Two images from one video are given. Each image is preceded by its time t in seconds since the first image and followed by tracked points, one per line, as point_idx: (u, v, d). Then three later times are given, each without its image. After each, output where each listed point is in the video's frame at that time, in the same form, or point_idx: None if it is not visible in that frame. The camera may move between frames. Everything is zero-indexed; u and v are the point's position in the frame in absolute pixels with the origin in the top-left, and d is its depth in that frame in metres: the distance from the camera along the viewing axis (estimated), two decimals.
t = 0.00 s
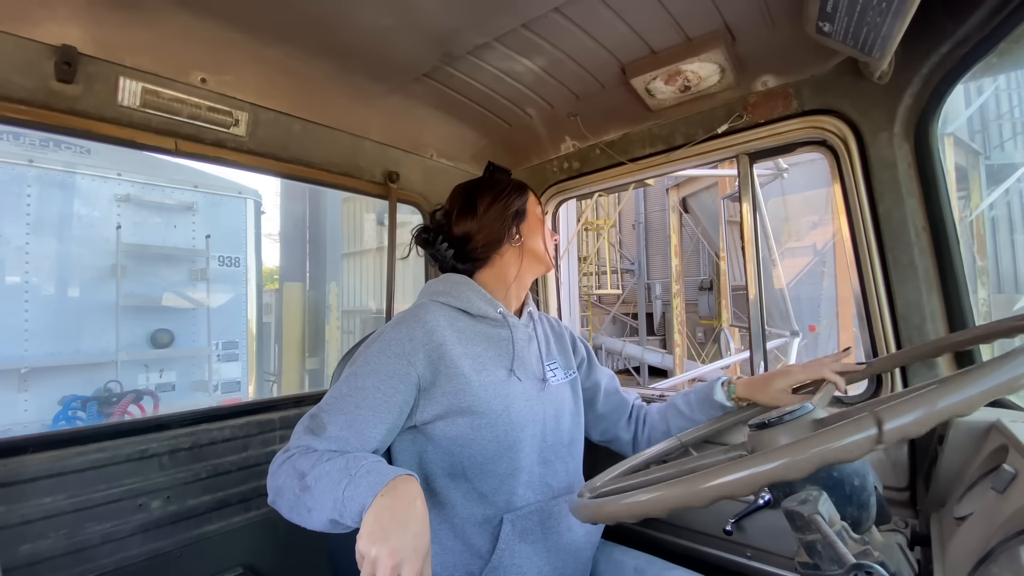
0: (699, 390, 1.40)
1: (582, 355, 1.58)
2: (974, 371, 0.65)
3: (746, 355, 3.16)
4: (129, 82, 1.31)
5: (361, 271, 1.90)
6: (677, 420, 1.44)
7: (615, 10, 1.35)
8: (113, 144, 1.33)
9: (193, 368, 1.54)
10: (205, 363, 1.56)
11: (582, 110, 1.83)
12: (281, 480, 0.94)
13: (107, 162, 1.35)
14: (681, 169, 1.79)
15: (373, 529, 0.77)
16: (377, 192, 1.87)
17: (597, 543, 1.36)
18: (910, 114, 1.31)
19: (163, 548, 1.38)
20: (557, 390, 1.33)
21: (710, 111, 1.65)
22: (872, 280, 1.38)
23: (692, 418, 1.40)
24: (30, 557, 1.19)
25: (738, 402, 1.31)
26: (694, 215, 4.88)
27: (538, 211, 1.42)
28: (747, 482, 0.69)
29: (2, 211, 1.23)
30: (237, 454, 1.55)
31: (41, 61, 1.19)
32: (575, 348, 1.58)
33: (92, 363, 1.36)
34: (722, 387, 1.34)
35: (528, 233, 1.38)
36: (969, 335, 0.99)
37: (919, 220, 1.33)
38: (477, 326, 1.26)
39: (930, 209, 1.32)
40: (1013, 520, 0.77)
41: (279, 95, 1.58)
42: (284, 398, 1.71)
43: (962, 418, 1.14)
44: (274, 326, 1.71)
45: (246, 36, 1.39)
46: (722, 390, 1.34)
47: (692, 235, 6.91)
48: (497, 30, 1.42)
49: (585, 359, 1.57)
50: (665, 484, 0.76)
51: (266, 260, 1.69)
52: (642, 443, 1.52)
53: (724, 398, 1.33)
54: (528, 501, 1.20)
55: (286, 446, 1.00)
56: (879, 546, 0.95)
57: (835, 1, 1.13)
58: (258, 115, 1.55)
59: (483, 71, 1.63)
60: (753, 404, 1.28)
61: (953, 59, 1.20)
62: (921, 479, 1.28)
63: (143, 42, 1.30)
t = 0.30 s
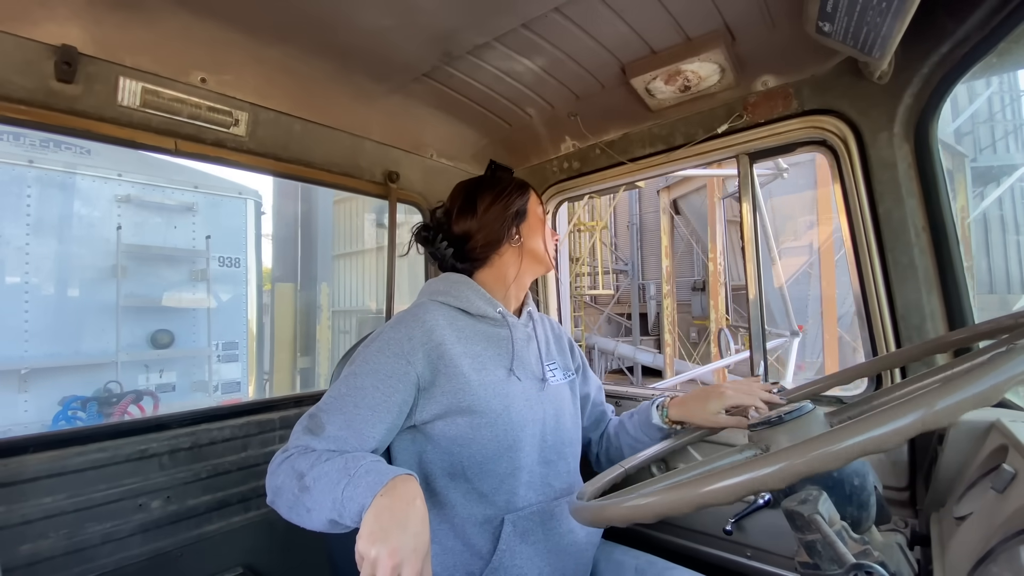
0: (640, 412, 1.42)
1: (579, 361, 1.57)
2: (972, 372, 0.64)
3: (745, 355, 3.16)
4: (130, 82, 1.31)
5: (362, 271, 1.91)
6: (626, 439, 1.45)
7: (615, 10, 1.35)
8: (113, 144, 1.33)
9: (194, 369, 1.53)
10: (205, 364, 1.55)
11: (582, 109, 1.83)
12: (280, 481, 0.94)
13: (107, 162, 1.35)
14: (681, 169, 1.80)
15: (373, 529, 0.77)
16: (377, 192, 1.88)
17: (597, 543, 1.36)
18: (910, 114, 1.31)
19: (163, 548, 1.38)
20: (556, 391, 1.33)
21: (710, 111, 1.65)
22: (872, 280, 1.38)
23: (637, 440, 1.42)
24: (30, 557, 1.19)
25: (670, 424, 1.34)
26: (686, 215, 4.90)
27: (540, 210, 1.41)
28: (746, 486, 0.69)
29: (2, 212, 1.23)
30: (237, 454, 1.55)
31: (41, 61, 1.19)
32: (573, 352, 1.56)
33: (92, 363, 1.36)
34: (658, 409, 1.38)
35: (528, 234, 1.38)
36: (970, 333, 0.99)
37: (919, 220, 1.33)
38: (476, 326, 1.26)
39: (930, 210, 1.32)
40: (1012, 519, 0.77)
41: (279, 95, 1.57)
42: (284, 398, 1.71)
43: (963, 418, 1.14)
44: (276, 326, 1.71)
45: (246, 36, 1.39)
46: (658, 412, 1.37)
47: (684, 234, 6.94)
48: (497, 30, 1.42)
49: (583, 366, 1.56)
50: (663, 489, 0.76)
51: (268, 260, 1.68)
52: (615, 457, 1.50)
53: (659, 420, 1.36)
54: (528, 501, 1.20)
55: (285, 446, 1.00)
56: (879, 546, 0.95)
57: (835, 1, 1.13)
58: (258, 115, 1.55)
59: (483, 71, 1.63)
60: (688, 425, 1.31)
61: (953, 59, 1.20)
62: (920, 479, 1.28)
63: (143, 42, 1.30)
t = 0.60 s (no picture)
0: (643, 416, 1.41)
1: (578, 361, 1.56)
2: (971, 371, 0.65)
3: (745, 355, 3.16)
4: (129, 82, 1.31)
5: (361, 271, 1.91)
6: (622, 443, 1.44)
7: (615, 10, 1.35)
8: (112, 144, 1.33)
9: (193, 368, 1.53)
10: (204, 363, 1.55)
11: (581, 109, 1.83)
12: (281, 482, 0.94)
13: (107, 162, 1.35)
14: (681, 169, 1.80)
15: (373, 529, 0.77)
16: (377, 192, 1.88)
17: (597, 543, 1.36)
18: (910, 114, 1.31)
19: (163, 548, 1.38)
20: (557, 390, 1.33)
21: (710, 111, 1.65)
22: (872, 283, 1.38)
23: (636, 443, 1.41)
24: (30, 557, 1.19)
25: (675, 427, 1.31)
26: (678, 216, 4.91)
27: (539, 209, 1.41)
28: (746, 486, 0.69)
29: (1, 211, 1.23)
30: (237, 454, 1.55)
31: (41, 61, 1.19)
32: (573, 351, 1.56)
33: (92, 363, 1.36)
34: (661, 412, 1.35)
35: (528, 233, 1.38)
36: (970, 333, 0.99)
37: (918, 220, 1.33)
38: (477, 326, 1.26)
39: (931, 210, 1.32)
40: (1012, 519, 0.77)
41: (279, 94, 1.57)
42: (283, 398, 1.71)
43: (963, 418, 1.14)
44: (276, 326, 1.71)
45: (246, 36, 1.39)
46: (661, 416, 1.35)
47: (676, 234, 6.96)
48: (496, 30, 1.42)
49: (582, 365, 1.55)
50: (662, 489, 0.76)
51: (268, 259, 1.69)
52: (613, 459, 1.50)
53: (663, 423, 1.33)
54: (529, 501, 1.20)
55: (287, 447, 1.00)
56: (879, 546, 0.95)
57: (834, 1, 1.13)
58: (258, 114, 1.55)
59: (483, 71, 1.63)
60: (688, 428, 1.29)
61: (952, 59, 1.20)
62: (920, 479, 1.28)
63: (143, 41, 1.30)
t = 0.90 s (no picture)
0: (641, 419, 1.41)
1: (579, 362, 1.56)
2: (972, 371, 0.65)
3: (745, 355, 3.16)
4: (129, 82, 1.31)
5: (362, 271, 1.91)
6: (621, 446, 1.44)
7: (615, 10, 1.35)
8: (113, 144, 1.33)
9: (194, 368, 1.53)
10: (205, 363, 1.55)
11: (581, 109, 1.83)
12: (282, 480, 0.94)
13: (107, 162, 1.35)
14: (681, 169, 1.80)
15: (374, 529, 0.77)
16: (377, 192, 1.88)
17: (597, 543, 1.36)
18: (910, 113, 1.31)
19: (163, 548, 1.38)
20: (558, 392, 1.33)
21: (710, 111, 1.65)
22: (872, 281, 1.38)
23: (635, 446, 1.41)
24: (30, 556, 1.19)
25: (674, 428, 1.31)
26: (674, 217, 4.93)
27: (544, 210, 1.40)
28: (747, 486, 0.69)
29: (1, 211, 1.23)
30: (237, 454, 1.55)
31: (41, 61, 1.19)
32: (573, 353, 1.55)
33: (92, 363, 1.36)
34: (661, 414, 1.35)
35: (532, 234, 1.38)
36: (970, 333, 0.99)
37: (919, 220, 1.33)
38: (479, 327, 1.26)
39: (931, 210, 1.32)
40: (1012, 519, 0.77)
41: (279, 94, 1.57)
42: (284, 398, 1.71)
43: (963, 418, 1.14)
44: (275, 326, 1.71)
45: (246, 36, 1.39)
46: (661, 416, 1.34)
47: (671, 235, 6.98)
48: (496, 29, 1.42)
49: (583, 366, 1.55)
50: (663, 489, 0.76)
51: (268, 259, 1.69)
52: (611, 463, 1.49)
53: (662, 424, 1.33)
54: (528, 502, 1.21)
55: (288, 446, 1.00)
56: (879, 546, 0.95)
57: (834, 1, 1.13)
58: (258, 114, 1.55)
59: (483, 71, 1.63)
60: (688, 429, 1.29)
61: (952, 59, 1.20)
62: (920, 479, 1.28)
63: (143, 41, 1.30)
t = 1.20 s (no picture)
0: (640, 419, 1.41)
1: (579, 364, 1.55)
2: (973, 372, 0.65)
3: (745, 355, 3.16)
4: (130, 82, 1.31)
5: (362, 271, 1.92)
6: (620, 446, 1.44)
7: (615, 11, 1.35)
8: (113, 144, 1.33)
9: (194, 369, 1.53)
10: (205, 364, 1.55)
11: (581, 110, 1.83)
12: (281, 481, 0.94)
13: (107, 162, 1.35)
14: (681, 170, 1.80)
15: (373, 529, 0.77)
16: (377, 192, 1.88)
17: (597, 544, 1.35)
18: (910, 114, 1.31)
19: (163, 548, 1.38)
20: (558, 393, 1.33)
21: (710, 111, 1.65)
22: (872, 281, 1.38)
23: (634, 447, 1.41)
24: (30, 557, 1.19)
25: (674, 428, 1.31)
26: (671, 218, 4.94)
27: (548, 212, 1.40)
28: (746, 486, 0.69)
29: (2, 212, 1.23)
30: (237, 454, 1.55)
31: (41, 61, 1.19)
32: (574, 354, 1.55)
33: (92, 363, 1.37)
34: (661, 415, 1.35)
35: (535, 236, 1.38)
36: (970, 334, 1.00)
37: (919, 220, 1.33)
38: (478, 327, 1.26)
39: (931, 211, 1.32)
40: (1012, 520, 0.77)
41: (279, 95, 1.57)
42: (284, 398, 1.71)
43: (963, 419, 1.14)
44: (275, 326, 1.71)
45: (246, 36, 1.39)
46: (661, 416, 1.34)
47: (667, 237, 6.99)
48: (496, 30, 1.42)
49: (582, 366, 1.54)
50: (661, 490, 0.76)
51: (269, 260, 1.69)
52: (609, 465, 1.48)
53: (662, 424, 1.33)
54: (528, 503, 1.21)
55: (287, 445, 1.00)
56: (879, 546, 0.95)
57: (835, 2, 1.13)
58: (258, 115, 1.55)
59: (484, 71, 1.63)
60: (688, 429, 1.29)
61: (953, 60, 1.20)
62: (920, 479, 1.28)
63: (143, 42, 1.30)
